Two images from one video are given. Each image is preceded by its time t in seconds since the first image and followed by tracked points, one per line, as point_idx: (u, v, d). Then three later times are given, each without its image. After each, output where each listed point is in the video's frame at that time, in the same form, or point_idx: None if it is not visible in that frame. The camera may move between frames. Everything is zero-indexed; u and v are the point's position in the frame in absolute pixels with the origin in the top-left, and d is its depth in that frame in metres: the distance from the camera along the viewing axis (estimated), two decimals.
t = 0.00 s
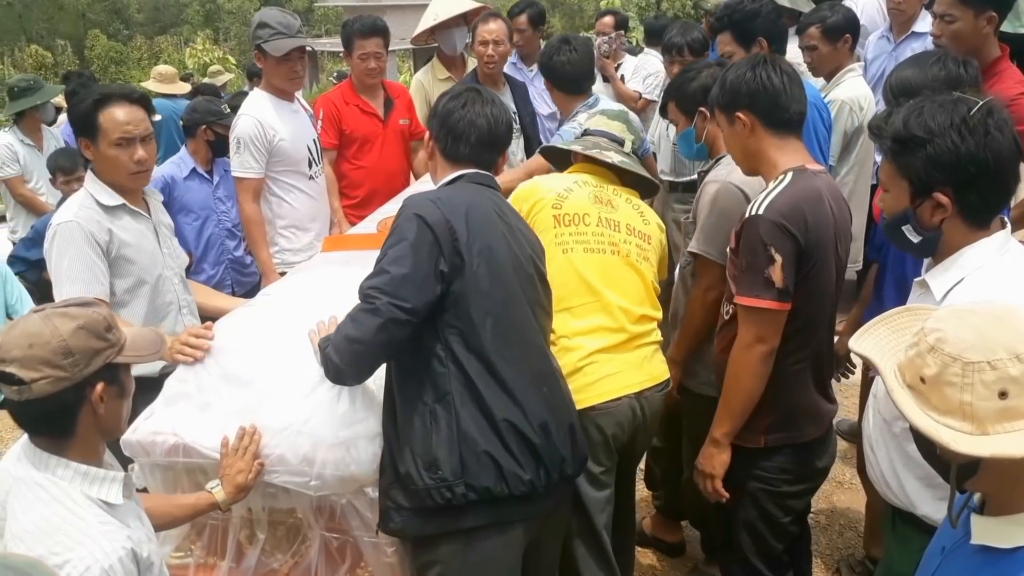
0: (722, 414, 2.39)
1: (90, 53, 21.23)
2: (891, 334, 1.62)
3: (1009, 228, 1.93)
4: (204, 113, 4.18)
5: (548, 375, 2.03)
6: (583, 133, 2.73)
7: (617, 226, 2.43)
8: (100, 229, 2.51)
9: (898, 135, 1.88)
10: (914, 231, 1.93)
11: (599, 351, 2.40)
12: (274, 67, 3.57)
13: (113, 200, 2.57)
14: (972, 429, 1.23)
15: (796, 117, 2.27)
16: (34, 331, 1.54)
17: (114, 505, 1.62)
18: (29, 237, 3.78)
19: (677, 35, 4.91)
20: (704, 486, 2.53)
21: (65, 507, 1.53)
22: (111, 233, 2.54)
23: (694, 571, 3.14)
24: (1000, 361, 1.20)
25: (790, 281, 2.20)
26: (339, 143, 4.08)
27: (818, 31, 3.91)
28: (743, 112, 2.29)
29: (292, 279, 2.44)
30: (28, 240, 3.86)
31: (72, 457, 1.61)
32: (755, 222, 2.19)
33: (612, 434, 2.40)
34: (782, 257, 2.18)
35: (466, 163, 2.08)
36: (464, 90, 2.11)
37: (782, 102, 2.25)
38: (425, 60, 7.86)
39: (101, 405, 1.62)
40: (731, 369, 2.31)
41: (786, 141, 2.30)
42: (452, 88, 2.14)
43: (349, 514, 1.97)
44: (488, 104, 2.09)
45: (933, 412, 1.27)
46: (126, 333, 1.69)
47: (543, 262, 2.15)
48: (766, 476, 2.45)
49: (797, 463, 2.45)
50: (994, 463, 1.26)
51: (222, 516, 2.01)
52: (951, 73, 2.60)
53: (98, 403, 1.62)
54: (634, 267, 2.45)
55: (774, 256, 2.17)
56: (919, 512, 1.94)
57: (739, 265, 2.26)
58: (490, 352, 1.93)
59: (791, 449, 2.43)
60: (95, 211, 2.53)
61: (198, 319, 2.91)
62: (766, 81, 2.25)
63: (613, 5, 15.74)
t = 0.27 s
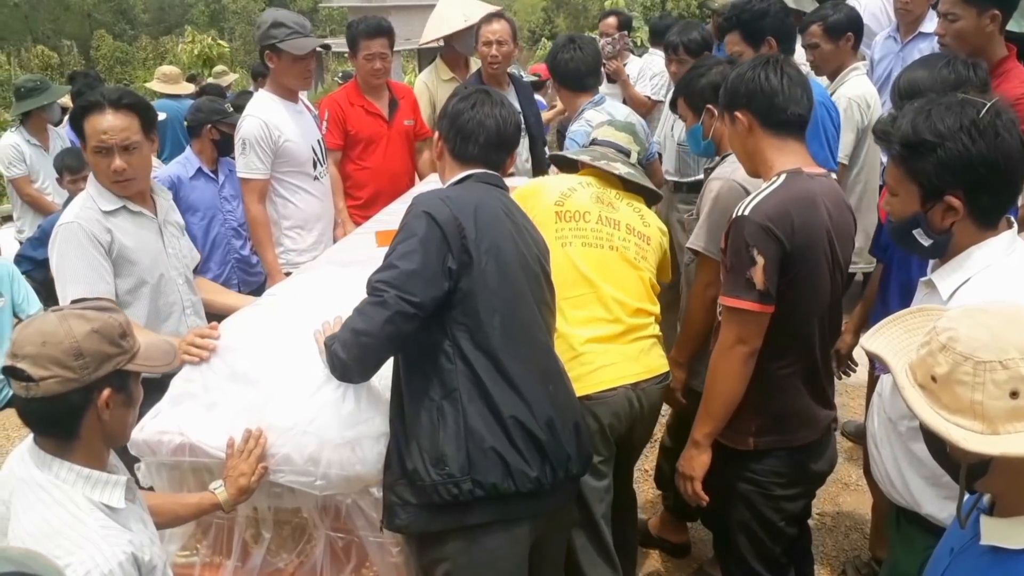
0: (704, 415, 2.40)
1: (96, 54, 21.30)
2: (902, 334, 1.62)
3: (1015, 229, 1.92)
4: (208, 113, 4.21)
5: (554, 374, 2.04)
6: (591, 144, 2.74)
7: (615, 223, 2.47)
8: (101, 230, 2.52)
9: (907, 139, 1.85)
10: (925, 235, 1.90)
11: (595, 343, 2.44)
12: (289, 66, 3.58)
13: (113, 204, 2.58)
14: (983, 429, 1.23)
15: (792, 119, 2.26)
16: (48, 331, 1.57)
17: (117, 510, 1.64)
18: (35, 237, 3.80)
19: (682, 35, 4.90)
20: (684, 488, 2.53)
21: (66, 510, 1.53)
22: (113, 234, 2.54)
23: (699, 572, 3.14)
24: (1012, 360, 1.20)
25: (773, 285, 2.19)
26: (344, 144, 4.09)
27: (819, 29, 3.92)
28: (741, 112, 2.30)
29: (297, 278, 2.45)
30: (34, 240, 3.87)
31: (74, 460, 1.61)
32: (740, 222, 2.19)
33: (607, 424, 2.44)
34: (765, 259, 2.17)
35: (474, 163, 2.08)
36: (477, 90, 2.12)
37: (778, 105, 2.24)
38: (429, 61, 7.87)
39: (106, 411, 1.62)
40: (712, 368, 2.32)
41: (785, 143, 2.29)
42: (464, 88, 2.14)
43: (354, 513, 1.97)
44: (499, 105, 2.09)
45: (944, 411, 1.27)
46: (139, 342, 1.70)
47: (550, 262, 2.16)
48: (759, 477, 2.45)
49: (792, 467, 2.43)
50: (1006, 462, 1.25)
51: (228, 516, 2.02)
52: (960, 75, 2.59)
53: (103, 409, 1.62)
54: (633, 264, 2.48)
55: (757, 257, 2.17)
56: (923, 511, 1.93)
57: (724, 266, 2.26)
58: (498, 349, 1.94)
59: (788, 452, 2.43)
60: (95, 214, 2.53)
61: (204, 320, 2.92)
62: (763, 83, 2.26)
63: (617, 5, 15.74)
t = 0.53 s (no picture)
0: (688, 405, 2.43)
1: (101, 55, 21.34)
2: (912, 334, 1.61)
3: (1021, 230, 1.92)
4: (211, 113, 4.24)
5: (558, 373, 2.05)
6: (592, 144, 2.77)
7: (619, 221, 2.50)
8: (102, 231, 2.53)
9: (911, 148, 1.85)
10: (935, 241, 1.90)
11: (595, 334, 2.48)
12: (303, 65, 3.61)
13: (116, 206, 2.59)
14: (991, 429, 1.22)
15: (805, 121, 2.25)
16: (69, 334, 1.58)
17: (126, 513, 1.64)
18: (41, 237, 3.81)
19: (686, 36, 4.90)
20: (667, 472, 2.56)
21: (76, 514, 1.53)
22: (114, 236, 2.55)
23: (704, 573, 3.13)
24: (1021, 361, 1.20)
25: (768, 287, 2.18)
26: (348, 145, 4.09)
27: (822, 28, 3.93)
28: (755, 111, 2.30)
29: (303, 278, 2.46)
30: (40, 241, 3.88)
31: (84, 464, 1.62)
32: (742, 223, 2.19)
33: (603, 416, 2.46)
34: (760, 261, 2.16)
35: (479, 165, 2.09)
36: (482, 93, 2.12)
37: (792, 107, 2.24)
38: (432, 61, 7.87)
39: (118, 419, 1.62)
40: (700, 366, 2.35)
41: (797, 145, 2.29)
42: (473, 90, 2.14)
43: (359, 514, 1.96)
44: (504, 109, 2.09)
45: (951, 411, 1.27)
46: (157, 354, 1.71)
47: (553, 263, 2.16)
48: (756, 477, 2.45)
49: (791, 467, 2.43)
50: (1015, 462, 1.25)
51: (233, 516, 2.02)
52: (971, 75, 2.58)
53: (115, 417, 1.62)
54: (636, 262, 2.52)
55: (751, 259, 2.17)
56: (930, 512, 1.92)
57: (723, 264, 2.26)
58: (503, 348, 1.94)
59: (785, 452, 2.42)
60: (97, 215, 2.54)
61: (209, 320, 2.93)
62: (780, 83, 2.25)
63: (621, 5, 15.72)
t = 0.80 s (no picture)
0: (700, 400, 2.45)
1: (107, 57, 21.41)
2: (919, 334, 1.61)
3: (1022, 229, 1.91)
4: (216, 115, 4.24)
5: (563, 370, 2.05)
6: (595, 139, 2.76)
7: (625, 214, 2.53)
8: (108, 231, 2.53)
9: (909, 155, 1.84)
10: (937, 246, 1.89)
11: (602, 323, 2.51)
12: (313, 64, 3.63)
13: (122, 206, 2.59)
14: (997, 429, 1.22)
15: (827, 124, 2.24)
16: (81, 335, 1.58)
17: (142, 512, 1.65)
18: (47, 238, 3.82)
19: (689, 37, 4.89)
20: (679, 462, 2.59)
21: (93, 513, 1.54)
22: (120, 236, 2.56)
23: None
24: None
25: (780, 288, 2.17)
26: (351, 147, 4.09)
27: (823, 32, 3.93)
28: (775, 111, 2.26)
29: (307, 278, 2.47)
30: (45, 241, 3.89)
31: (100, 464, 1.63)
32: (756, 225, 2.18)
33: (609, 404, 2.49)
34: (774, 263, 2.15)
35: (484, 164, 2.09)
36: (488, 94, 2.12)
37: (814, 109, 2.22)
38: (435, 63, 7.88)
39: (133, 417, 1.63)
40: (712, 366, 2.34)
41: (815, 147, 2.28)
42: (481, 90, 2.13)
43: (363, 515, 1.96)
44: (510, 110, 2.10)
45: (956, 411, 1.26)
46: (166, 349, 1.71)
47: (558, 261, 2.16)
48: (767, 478, 2.44)
49: (801, 468, 2.42)
50: None
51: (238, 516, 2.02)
52: (980, 74, 2.58)
53: (130, 414, 1.63)
54: (641, 255, 2.55)
55: (767, 261, 2.16)
56: (938, 516, 1.92)
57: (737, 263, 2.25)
58: (509, 344, 1.94)
59: (795, 452, 2.41)
60: (102, 215, 2.54)
61: (213, 321, 2.93)
62: (805, 84, 2.21)
63: (625, 7, 15.72)
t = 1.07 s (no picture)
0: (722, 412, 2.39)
1: (112, 59, 21.47)
2: (928, 334, 1.60)
3: None
4: (222, 116, 4.24)
5: (566, 367, 2.06)
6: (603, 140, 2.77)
7: (631, 212, 2.55)
8: (112, 229, 2.54)
9: (906, 160, 1.84)
10: (935, 251, 1.88)
11: (605, 316, 2.51)
12: (322, 65, 3.65)
13: (126, 205, 2.61)
14: (1008, 428, 1.21)
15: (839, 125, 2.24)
16: (88, 333, 1.58)
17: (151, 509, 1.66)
18: (53, 238, 3.83)
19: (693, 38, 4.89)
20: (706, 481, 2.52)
21: (103, 509, 1.54)
22: (124, 234, 2.57)
23: None
24: None
25: (804, 292, 2.15)
26: (355, 148, 4.10)
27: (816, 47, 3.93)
28: (799, 115, 2.19)
29: (310, 278, 2.48)
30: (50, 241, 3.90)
31: (111, 459, 1.64)
32: (778, 228, 2.14)
33: (611, 395, 2.49)
34: (799, 266, 2.13)
35: (487, 164, 2.09)
36: (489, 95, 2.13)
37: (833, 108, 2.21)
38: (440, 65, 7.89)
39: (144, 411, 1.64)
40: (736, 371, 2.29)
41: (828, 149, 2.26)
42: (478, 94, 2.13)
43: (367, 515, 1.96)
44: (512, 111, 2.11)
45: (966, 410, 1.26)
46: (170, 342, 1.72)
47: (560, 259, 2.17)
48: (782, 479, 2.43)
49: (813, 468, 2.42)
50: None
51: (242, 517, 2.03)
52: (980, 74, 2.57)
53: (142, 409, 1.64)
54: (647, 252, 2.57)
55: (791, 265, 2.13)
56: (940, 520, 1.91)
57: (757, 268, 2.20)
58: (512, 341, 1.95)
59: (808, 452, 2.40)
60: (107, 214, 2.56)
61: (214, 321, 2.94)
62: (823, 82, 2.19)
63: (630, 9, 15.72)
